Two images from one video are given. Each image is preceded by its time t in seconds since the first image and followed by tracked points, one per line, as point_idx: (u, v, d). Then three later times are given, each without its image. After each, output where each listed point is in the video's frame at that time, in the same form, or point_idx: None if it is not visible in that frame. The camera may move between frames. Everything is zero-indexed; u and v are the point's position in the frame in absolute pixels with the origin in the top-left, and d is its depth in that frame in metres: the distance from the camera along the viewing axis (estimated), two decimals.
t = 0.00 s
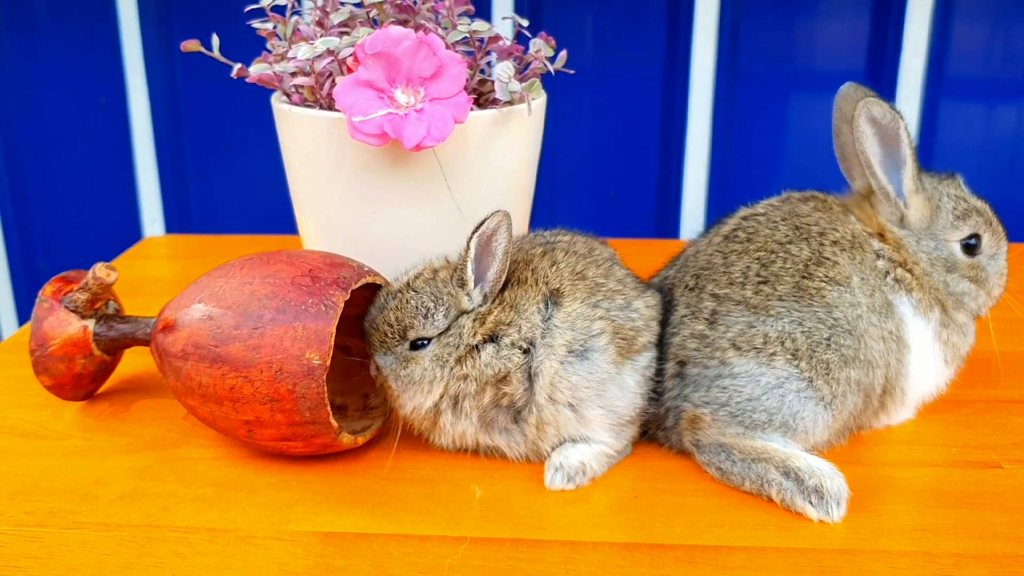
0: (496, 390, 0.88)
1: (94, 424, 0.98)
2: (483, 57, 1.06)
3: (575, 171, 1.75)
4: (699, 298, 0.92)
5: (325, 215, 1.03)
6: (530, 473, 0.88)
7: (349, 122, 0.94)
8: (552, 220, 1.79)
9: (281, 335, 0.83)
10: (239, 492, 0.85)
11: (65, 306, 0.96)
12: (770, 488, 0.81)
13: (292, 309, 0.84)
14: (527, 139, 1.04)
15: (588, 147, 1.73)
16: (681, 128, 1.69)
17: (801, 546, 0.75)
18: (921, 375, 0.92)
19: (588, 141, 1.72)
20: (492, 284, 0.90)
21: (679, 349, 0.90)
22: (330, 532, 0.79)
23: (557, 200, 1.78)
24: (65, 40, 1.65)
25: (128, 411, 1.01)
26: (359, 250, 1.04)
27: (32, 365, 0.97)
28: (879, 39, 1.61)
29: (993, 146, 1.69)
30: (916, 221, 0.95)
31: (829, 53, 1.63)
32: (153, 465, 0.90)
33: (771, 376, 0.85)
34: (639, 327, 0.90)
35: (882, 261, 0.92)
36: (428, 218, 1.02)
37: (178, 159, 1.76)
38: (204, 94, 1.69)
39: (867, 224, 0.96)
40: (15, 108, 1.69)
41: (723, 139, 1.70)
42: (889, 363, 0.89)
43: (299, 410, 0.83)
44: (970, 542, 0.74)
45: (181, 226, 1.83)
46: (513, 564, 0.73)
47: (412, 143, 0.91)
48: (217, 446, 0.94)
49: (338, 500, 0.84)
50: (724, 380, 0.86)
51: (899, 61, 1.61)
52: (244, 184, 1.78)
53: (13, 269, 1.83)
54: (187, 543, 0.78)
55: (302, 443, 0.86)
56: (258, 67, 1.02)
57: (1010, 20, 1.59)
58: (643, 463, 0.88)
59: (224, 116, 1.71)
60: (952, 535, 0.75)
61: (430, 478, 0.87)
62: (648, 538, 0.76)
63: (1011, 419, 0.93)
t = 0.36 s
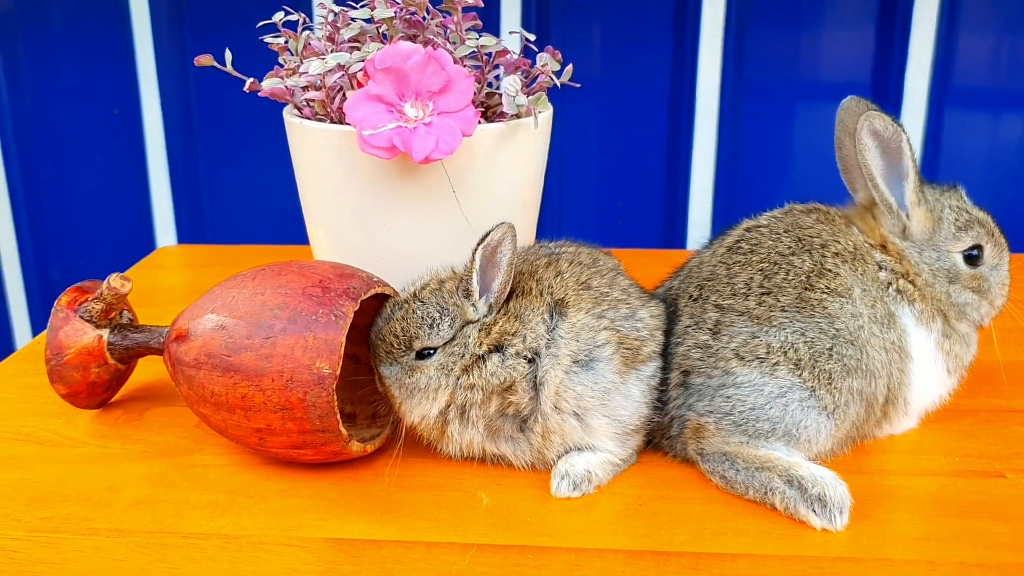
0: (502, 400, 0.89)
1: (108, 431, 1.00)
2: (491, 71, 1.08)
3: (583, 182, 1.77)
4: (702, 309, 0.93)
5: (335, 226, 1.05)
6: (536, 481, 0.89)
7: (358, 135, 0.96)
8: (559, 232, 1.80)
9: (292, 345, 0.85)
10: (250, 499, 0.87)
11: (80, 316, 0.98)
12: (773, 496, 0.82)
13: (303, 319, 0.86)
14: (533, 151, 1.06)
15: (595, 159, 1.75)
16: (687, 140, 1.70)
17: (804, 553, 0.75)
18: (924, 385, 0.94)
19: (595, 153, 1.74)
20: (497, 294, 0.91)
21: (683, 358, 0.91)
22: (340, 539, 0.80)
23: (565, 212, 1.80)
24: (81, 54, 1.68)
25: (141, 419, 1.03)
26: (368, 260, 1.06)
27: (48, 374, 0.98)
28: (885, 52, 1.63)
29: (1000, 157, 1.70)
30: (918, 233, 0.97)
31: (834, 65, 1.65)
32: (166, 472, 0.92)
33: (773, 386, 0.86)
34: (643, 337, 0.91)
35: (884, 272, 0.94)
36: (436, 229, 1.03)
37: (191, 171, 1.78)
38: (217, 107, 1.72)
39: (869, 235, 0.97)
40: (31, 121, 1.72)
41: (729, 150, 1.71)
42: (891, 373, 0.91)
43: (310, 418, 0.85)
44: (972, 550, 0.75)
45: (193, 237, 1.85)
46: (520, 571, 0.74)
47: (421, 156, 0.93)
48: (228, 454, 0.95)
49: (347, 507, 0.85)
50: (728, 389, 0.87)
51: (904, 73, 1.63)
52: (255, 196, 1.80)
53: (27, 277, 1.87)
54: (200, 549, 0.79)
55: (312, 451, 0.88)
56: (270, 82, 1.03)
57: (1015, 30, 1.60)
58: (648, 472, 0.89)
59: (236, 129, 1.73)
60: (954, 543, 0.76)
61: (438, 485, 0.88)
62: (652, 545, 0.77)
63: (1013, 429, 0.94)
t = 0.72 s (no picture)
0: (503, 405, 0.90)
1: (113, 437, 1.01)
2: (494, 78, 1.09)
3: (586, 188, 1.77)
4: (702, 315, 0.94)
5: (337, 233, 1.06)
6: (536, 486, 0.89)
7: (360, 142, 0.97)
8: (563, 238, 1.81)
9: (293, 350, 0.85)
10: (253, 504, 0.87)
11: (84, 322, 0.99)
12: (772, 501, 0.82)
13: (305, 325, 0.87)
14: (535, 157, 1.06)
15: (599, 165, 1.75)
16: (691, 146, 1.71)
17: (802, 558, 0.76)
18: (923, 390, 0.94)
19: (598, 159, 1.75)
20: (497, 301, 0.91)
21: (682, 364, 0.92)
22: (341, 543, 0.80)
23: (568, 218, 1.80)
24: (87, 62, 1.69)
25: (146, 424, 1.04)
26: (371, 266, 1.07)
27: (52, 380, 0.99)
28: (888, 57, 1.63)
29: (1004, 161, 1.70)
30: (917, 239, 0.97)
31: (837, 70, 1.65)
32: (170, 477, 0.92)
33: (772, 391, 0.87)
34: (643, 343, 0.92)
35: (883, 278, 0.94)
36: (438, 235, 1.04)
37: (196, 178, 1.79)
38: (222, 115, 1.73)
39: (869, 241, 0.98)
40: (38, 129, 1.74)
41: (733, 155, 1.72)
42: (891, 378, 0.91)
43: (311, 423, 0.85)
44: (971, 554, 0.75)
45: (198, 243, 1.86)
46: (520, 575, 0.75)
47: (422, 162, 0.93)
48: (231, 459, 0.96)
49: (349, 512, 0.85)
50: (727, 394, 0.88)
51: (908, 78, 1.63)
52: (259, 202, 1.81)
53: (34, 282, 1.88)
54: (203, 553, 0.80)
55: (314, 456, 0.88)
56: (273, 90, 1.04)
57: (1018, 36, 1.60)
58: (647, 477, 0.90)
59: (241, 136, 1.74)
60: (953, 548, 0.76)
61: (439, 490, 0.89)
62: (652, 550, 0.77)
63: (1013, 434, 0.94)
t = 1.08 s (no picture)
0: (506, 408, 0.91)
1: (118, 440, 1.02)
2: (496, 84, 1.10)
3: (589, 194, 1.78)
4: (702, 318, 0.95)
5: (341, 238, 1.07)
6: (538, 488, 0.90)
7: (363, 148, 0.98)
8: (566, 242, 1.82)
9: (298, 354, 0.86)
10: (258, 506, 0.88)
11: (91, 326, 1.00)
12: (773, 503, 0.82)
13: (309, 328, 0.87)
14: (537, 163, 1.07)
15: (601, 171, 1.76)
16: (693, 151, 1.72)
17: (802, 559, 0.76)
18: (922, 393, 0.95)
19: (601, 165, 1.76)
20: (499, 305, 0.92)
21: (683, 367, 0.93)
22: (345, 545, 0.81)
23: (571, 223, 1.81)
24: (92, 69, 1.71)
25: (151, 428, 1.04)
26: (374, 271, 1.08)
27: (59, 384, 1.00)
28: (890, 63, 1.64)
29: (1006, 166, 1.70)
30: (916, 243, 0.98)
31: (839, 76, 1.66)
32: (175, 480, 0.93)
33: (773, 394, 0.87)
34: (644, 346, 0.92)
35: (882, 282, 0.95)
36: (441, 240, 1.05)
37: (200, 184, 1.81)
38: (227, 121, 1.74)
39: (868, 246, 0.98)
40: (45, 135, 1.76)
41: (735, 161, 1.73)
42: (890, 381, 0.92)
43: (316, 427, 0.86)
44: (970, 556, 0.76)
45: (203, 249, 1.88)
46: None
47: (425, 167, 0.94)
48: (236, 462, 0.97)
49: (353, 514, 0.86)
50: (727, 397, 0.88)
51: (910, 84, 1.64)
52: (263, 208, 1.82)
53: (40, 287, 1.90)
54: (208, 555, 0.81)
55: (318, 459, 0.89)
56: (277, 96, 1.05)
57: (1019, 41, 1.61)
58: (649, 479, 0.90)
59: (246, 142, 1.76)
60: (952, 549, 0.77)
61: (442, 492, 0.89)
62: (653, 551, 0.78)
63: (1013, 437, 0.94)
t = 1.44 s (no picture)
0: (510, 408, 0.91)
1: (124, 440, 1.02)
2: (500, 86, 1.10)
3: (593, 196, 1.79)
4: (705, 319, 0.95)
5: (346, 239, 1.07)
6: (542, 488, 0.90)
7: (368, 150, 0.98)
8: (570, 245, 1.82)
9: (303, 353, 0.87)
10: (263, 505, 0.89)
11: (98, 326, 1.01)
12: (776, 502, 0.83)
13: (314, 328, 0.88)
14: (541, 164, 1.08)
15: (605, 173, 1.77)
16: (697, 154, 1.73)
17: (806, 558, 0.76)
18: (925, 393, 0.95)
19: (605, 168, 1.76)
20: (503, 306, 0.92)
21: (686, 368, 0.93)
22: (350, 544, 0.82)
23: (575, 225, 1.81)
24: (98, 72, 1.71)
25: (157, 428, 1.05)
26: (379, 272, 1.08)
27: (66, 384, 1.01)
28: (894, 66, 1.65)
29: (1010, 170, 1.71)
30: (919, 243, 0.98)
31: (843, 79, 1.67)
32: (181, 479, 0.94)
33: (775, 394, 0.88)
34: (648, 346, 0.93)
35: (885, 282, 0.95)
36: (446, 241, 1.05)
37: (205, 186, 1.81)
38: (231, 124, 1.75)
39: (871, 247, 0.99)
40: (50, 138, 1.76)
41: (739, 164, 1.73)
42: (893, 381, 0.92)
43: (321, 426, 0.87)
44: (973, 555, 0.76)
45: (207, 250, 1.88)
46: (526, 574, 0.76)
47: (430, 168, 0.95)
48: (241, 462, 0.97)
49: (358, 513, 0.87)
50: (731, 397, 0.89)
51: (913, 87, 1.65)
52: (268, 210, 1.83)
53: (45, 289, 1.91)
54: (214, 553, 0.81)
55: (323, 458, 0.90)
56: (282, 98, 1.06)
57: (1022, 45, 1.61)
58: (652, 479, 0.91)
59: (251, 144, 1.76)
60: (955, 548, 0.77)
61: (447, 492, 0.90)
62: (656, 550, 0.78)
63: (1015, 438, 0.95)
